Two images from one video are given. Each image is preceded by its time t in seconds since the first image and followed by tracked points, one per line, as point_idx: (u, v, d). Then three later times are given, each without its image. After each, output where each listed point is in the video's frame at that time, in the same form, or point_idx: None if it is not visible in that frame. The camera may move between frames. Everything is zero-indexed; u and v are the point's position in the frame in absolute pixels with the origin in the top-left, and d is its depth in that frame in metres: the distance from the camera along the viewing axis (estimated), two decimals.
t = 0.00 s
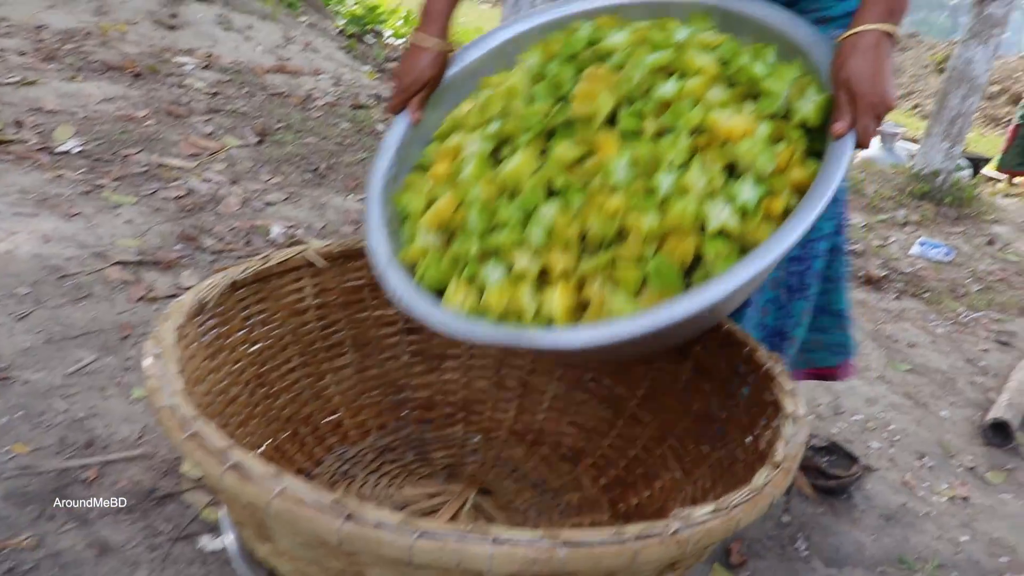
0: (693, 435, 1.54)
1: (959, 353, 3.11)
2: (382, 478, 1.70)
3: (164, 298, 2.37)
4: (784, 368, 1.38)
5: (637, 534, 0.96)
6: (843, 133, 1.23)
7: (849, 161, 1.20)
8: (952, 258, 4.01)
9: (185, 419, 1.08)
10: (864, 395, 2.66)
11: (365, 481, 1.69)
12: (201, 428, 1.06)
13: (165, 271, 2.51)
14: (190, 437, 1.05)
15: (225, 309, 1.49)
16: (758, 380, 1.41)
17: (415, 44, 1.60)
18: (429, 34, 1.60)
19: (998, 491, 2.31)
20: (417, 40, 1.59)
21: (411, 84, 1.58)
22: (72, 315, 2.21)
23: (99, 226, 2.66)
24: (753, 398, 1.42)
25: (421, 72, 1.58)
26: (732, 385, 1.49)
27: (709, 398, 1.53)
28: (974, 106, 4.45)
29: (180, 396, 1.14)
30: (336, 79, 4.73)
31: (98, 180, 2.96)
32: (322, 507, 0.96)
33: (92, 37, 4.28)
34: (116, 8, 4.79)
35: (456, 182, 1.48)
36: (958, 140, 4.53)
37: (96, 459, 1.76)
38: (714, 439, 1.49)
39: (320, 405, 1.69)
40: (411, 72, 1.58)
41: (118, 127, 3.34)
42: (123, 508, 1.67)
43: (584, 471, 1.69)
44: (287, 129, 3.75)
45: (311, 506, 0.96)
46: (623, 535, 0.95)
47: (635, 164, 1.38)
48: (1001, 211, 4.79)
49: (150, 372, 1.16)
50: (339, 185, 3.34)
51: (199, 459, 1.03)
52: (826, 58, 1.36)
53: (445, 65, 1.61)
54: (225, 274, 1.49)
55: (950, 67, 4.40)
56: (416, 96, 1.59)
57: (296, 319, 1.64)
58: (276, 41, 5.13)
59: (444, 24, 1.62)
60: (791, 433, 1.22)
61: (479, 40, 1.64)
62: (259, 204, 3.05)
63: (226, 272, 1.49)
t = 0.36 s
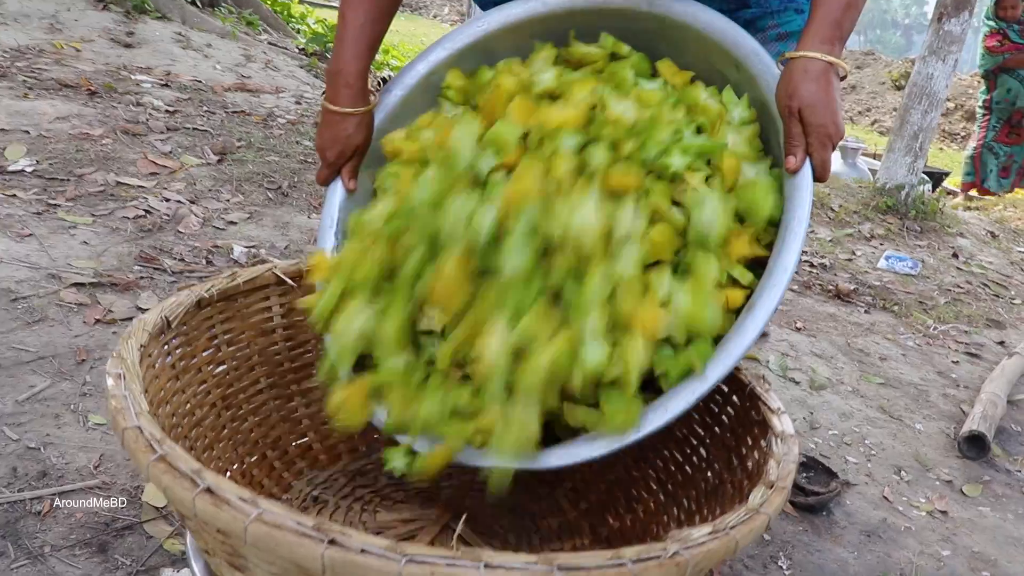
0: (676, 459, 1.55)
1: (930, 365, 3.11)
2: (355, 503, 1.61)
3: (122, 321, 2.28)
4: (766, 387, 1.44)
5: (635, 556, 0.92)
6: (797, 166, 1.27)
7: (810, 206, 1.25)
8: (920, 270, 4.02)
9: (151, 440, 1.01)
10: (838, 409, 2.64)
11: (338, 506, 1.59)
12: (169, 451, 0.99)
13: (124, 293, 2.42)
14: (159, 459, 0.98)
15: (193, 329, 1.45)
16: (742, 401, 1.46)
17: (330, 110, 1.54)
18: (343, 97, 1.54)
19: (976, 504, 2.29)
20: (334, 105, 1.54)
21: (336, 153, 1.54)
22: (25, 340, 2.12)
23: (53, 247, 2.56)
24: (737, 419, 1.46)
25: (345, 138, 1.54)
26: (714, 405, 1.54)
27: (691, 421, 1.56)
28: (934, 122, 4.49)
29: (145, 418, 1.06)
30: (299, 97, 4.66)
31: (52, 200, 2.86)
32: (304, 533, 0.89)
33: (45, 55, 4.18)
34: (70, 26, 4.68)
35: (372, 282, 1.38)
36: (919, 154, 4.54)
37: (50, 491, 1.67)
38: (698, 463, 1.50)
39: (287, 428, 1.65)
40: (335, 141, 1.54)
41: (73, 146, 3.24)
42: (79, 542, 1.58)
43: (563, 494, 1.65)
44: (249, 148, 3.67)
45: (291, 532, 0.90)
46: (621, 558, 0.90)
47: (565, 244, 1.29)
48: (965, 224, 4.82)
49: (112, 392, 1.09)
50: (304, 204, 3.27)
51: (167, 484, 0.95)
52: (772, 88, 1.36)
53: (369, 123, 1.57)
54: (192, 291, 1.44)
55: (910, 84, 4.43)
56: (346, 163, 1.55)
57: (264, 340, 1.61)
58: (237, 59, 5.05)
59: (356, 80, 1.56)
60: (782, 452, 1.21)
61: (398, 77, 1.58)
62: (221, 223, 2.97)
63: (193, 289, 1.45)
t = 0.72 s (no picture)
0: (681, 452, 1.54)
1: (923, 355, 3.10)
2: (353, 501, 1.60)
3: (107, 314, 2.22)
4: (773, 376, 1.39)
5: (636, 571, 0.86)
6: (784, 145, 1.20)
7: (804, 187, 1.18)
8: (910, 259, 4.00)
9: (128, 455, 0.96)
10: (834, 400, 2.62)
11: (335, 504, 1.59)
12: (146, 467, 0.94)
13: (108, 286, 2.35)
14: (135, 476, 0.93)
15: (180, 329, 1.44)
16: (745, 391, 1.43)
17: (299, 138, 1.51)
18: (312, 122, 1.51)
19: (974, 494, 2.27)
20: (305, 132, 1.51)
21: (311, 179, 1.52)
22: (7, 335, 2.06)
23: (33, 239, 2.49)
24: (741, 410, 1.43)
25: (318, 164, 1.51)
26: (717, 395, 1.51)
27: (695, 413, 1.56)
28: (923, 108, 4.44)
29: (123, 430, 1.02)
30: (283, 85, 4.57)
31: (32, 190, 2.78)
32: (283, 555, 0.83)
33: (21, 41, 4.07)
34: (47, 12, 4.57)
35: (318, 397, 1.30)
36: (908, 142, 4.51)
37: (35, 492, 1.62)
38: (702, 456, 1.49)
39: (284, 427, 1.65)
40: (307, 166, 1.51)
41: (52, 135, 3.16)
42: (68, 546, 1.54)
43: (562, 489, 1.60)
44: (233, 136, 3.59)
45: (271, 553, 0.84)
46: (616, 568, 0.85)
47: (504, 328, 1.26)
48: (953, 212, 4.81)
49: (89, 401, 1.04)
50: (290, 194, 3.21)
51: (143, 501, 0.90)
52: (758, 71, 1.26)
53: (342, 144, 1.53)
54: (178, 291, 1.42)
55: (898, 70, 4.38)
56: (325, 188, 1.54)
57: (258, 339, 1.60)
58: (219, 46, 4.96)
59: (324, 101, 1.53)
60: (789, 448, 1.17)
61: (365, 90, 1.50)
62: (207, 214, 2.90)
63: (179, 289, 1.43)
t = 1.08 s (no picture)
0: (689, 454, 1.55)
1: (916, 364, 3.10)
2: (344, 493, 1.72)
3: (100, 313, 2.21)
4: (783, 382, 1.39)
5: None
6: (782, 52, 1.21)
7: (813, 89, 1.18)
8: (904, 268, 4.01)
9: (109, 511, 1.04)
10: (828, 408, 2.62)
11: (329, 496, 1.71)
12: (126, 524, 1.03)
13: (102, 284, 2.34)
14: (117, 534, 1.01)
15: (173, 343, 1.51)
16: (753, 398, 1.43)
17: (292, 141, 1.58)
18: (303, 126, 1.57)
19: (968, 505, 2.27)
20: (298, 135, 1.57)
21: (307, 179, 1.60)
22: None
23: (26, 236, 2.47)
24: (749, 417, 1.43)
25: (313, 165, 1.59)
26: (726, 396, 1.51)
27: (703, 413, 1.55)
28: (918, 118, 4.45)
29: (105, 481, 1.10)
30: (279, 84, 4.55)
31: (25, 186, 2.76)
32: None
33: (16, 35, 4.04)
34: (42, 7, 4.54)
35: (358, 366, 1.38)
36: (903, 152, 4.50)
37: (25, 491, 1.61)
38: (711, 460, 1.50)
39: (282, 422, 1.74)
40: (303, 167, 1.59)
41: (46, 131, 3.14)
42: (57, 546, 1.53)
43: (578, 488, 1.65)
44: (229, 135, 3.58)
45: None
46: None
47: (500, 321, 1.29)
48: (947, 221, 4.81)
49: (74, 451, 1.11)
50: (285, 193, 3.19)
51: (123, 561, 1.00)
52: None
53: (334, 142, 1.60)
54: (167, 306, 1.47)
55: (894, 79, 4.39)
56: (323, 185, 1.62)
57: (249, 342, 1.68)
58: (215, 44, 4.93)
59: (312, 102, 1.59)
60: (793, 473, 1.17)
61: (352, 86, 1.59)
62: (202, 212, 2.89)
63: (169, 301, 1.49)
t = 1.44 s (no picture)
0: (707, 435, 1.53)
1: (910, 359, 3.11)
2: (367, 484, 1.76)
3: (94, 306, 2.20)
4: (793, 361, 1.39)
5: None
6: None
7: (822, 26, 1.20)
8: (897, 263, 4.01)
9: (114, 515, 1.05)
10: (823, 402, 2.63)
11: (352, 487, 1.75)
12: (127, 528, 1.03)
13: (95, 277, 2.33)
14: (117, 538, 1.02)
15: (194, 348, 1.51)
16: (767, 377, 1.42)
17: (318, 108, 1.56)
18: (326, 91, 1.56)
19: (961, 500, 2.27)
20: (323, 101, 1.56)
21: (336, 146, 1.57)
22: None
23: (18, 228, 2.46)
24: (763, 397, 1.42)
25: (339, 129, 1.56)
26: (742, 376, 1.50)
27: (721, 393, 1.54)
28: (913, 113, 4.45)
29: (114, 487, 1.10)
30: (273, 77, 4.53)
31: (17, 179, 2.75)
32: None
33: (8, 26, 4.01)
34: None
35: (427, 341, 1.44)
36: (898, 147, 4.51)
37: (20, 485, 1.61)
38: (727, 442, 1.48)
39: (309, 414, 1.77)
40: (331, 135, 1.56)
41: (39, 124, 3.12)
42: (53, 541, 1.52)
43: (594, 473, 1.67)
44: (223, 128, 3.56)
45: None
46: None
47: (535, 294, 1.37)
48: (941, 216, 4.82)
49: (86, 457, 1.12)
50: (280, 187, 3.17)
51: (125, 564, 1.00)
52: None
53: (359, 105, 1.59)
54: (185, 313, 1.45)
55: (889, 75, 4.38)
56: (351, 152, 1.58)
57: (273, 341, 1.69)
58: (209, 36, 4.91)
59: (330, 66, 1.58)
60: (796, 455, 1.17)
61: (371, 46, 1.60)
62: (195, 206, 2.87)
63: (187, 308, 1.48)
